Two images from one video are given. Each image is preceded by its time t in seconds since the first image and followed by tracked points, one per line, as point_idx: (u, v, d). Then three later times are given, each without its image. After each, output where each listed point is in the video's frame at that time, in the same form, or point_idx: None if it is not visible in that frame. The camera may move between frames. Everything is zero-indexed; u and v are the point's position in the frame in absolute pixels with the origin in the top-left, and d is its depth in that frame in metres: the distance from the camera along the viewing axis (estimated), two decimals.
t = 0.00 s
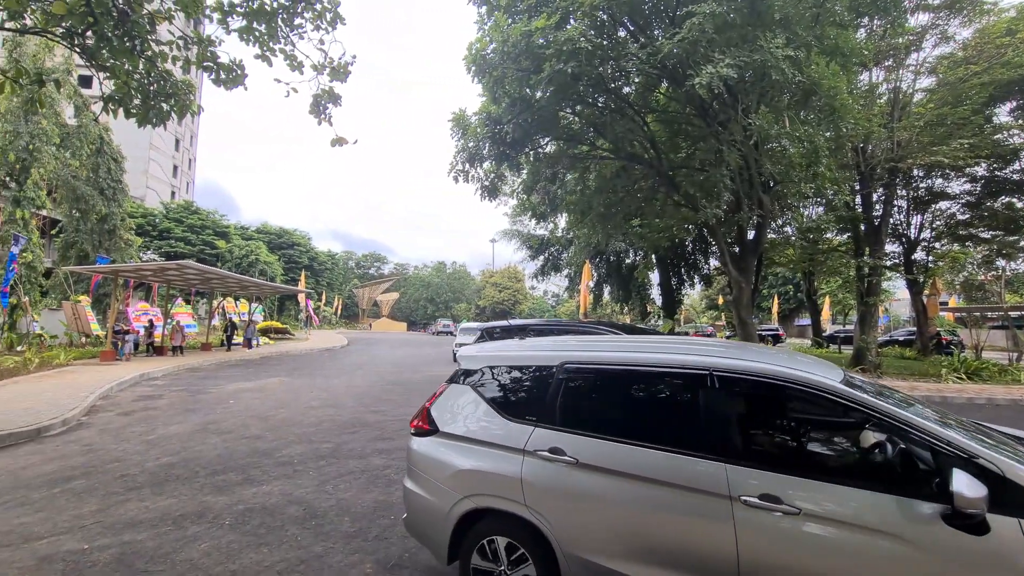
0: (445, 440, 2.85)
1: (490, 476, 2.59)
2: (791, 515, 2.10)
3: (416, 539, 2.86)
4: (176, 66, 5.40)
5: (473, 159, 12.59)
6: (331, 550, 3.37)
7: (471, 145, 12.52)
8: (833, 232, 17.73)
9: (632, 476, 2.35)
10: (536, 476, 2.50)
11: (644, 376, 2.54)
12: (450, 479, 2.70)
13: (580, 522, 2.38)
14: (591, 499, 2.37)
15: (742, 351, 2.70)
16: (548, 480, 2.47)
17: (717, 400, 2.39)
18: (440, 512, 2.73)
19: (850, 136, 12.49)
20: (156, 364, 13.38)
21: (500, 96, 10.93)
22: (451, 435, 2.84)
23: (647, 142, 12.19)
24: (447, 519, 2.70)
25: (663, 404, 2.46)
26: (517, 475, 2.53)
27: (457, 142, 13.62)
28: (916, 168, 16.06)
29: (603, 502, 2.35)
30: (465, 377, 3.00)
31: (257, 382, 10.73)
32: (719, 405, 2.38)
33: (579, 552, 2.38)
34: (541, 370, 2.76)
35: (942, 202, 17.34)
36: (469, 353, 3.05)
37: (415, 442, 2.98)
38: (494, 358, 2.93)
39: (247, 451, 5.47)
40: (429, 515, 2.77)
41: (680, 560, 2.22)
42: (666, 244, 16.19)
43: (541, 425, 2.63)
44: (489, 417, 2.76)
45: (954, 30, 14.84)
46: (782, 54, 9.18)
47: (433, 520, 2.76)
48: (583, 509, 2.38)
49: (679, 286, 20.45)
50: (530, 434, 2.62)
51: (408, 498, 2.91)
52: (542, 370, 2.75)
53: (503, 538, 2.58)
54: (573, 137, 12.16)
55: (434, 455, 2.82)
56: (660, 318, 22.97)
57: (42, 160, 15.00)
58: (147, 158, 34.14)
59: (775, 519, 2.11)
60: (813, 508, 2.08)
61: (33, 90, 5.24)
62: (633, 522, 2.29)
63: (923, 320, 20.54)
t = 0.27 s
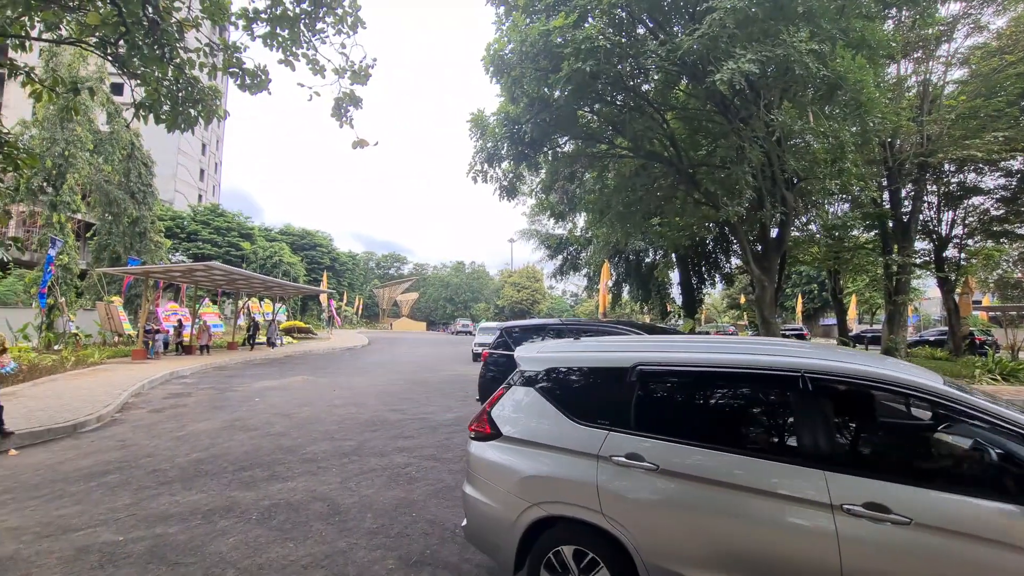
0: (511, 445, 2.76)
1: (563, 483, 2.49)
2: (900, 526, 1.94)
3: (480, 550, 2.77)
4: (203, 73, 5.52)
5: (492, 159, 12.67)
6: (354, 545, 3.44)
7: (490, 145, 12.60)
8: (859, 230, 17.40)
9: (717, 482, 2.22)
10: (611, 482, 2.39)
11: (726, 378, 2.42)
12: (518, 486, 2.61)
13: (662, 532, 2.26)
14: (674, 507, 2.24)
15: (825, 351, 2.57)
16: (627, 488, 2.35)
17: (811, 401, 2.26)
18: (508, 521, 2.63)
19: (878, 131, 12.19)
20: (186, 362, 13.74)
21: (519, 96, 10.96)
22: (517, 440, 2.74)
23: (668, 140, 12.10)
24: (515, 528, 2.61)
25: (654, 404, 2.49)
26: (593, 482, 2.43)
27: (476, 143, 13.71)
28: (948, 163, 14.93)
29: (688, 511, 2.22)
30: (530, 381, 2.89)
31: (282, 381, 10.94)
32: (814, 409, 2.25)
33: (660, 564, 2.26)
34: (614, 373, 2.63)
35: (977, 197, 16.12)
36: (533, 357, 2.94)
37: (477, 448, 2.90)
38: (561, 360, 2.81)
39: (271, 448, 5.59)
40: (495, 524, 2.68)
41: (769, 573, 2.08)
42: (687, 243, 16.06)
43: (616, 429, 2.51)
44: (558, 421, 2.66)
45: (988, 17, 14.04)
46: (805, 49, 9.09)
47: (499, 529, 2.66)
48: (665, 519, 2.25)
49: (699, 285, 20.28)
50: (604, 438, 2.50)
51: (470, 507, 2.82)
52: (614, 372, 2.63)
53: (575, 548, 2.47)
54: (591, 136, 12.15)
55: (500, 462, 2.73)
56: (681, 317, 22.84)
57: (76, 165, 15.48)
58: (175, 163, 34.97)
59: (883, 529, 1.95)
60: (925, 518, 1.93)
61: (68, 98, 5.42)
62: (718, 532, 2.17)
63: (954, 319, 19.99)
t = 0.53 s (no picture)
0: (583, 451, 2.65)
1: (648, 491, 2.38)
2: None
3: (550, 561, 2.66)
4: (230, 78, 5.65)
5: (511, 159, 12.72)
6: (377, 541, 3.50)
7: (509, 145, 12.63)
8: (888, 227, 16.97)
9: (818, 491, 2.13)
10: (699, 490, 2.28)
11: (815, 381, 2.32)
12: (596, 494, 2.51)
13: (761, 544, 2.14)
14: (775, 518, 2.14)
15: (905, 351, 2.49)
16: (720, 497, 2.24)
17: (916, 404, 2.18)
18: (584, 531, 2.52)
19: (908, 125, 11.85)
20: (214, 361, 14.07)
21: (538, 95, 10.96)
22: (590, 445, 2.63)
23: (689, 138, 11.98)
24: (592, 538, 2.51)
25: (684, 407, 2.49)
26: (681, 490, 2.31)
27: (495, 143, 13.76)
28: (981, 156, 14.03)
29: (790, 522, 2.11)
30: (598, 382, 2.75)
31: (306, 379, 11.14)
32: (917, 413, 2.17)
33: None
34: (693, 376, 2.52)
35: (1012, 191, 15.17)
36: (601, 358, 2.80)
37: (546, 454, 2.79)
38: (634, 362, 2.67)
39: (297, 445, 5.71)
40: (570, 534, 2.58)
41: None
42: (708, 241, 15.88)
43: (701, 434, 2.40)
44: (637, 425, 2.54)
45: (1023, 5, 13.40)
46: (832, 42, 8.93)
47: (574, 539, 2.57)
48: (764, 530, 2.14)
49: (721, 284, 20.04)
50: (689, 444, 2.40)
51: (541, 515, 2.72)
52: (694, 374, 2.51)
53: (658, 560, 2.36)
54: (611, 134, 12.10)
55: (572, 468, 2.63)
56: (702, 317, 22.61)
57: (110, 169, 15.97)
58: (202, 166, 35.76)
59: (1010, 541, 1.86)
60: None
61: (103, 105, 5.61)
62: (820, 543, 2.07)
63: (987, 319, 19.35)
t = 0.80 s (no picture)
0: (668, 458, 2.50)
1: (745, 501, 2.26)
2: None
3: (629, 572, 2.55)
4: (256, 83, 5.78)
5: (531, 158, 12.74)
6: (401, 537, 3.56)
7: (529, 144, 12.63)
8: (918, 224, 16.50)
9: (939, 502, 2.00)
10: (803, 500, 2.16)
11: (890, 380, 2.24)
12: (684, 504, 2.39)
13: (875, 558, 2.02)
14: (890, 530, 2.02)
15: (1000, 350, 2.39)
16: (829, 507, 2.11)
17: None
18: (672, 541, 2.41)
19: (941, 119, 11.50)
20: (241, 359, 14.38)
21: (558, 94, 10.94)
22: (677, 452, 2.48)
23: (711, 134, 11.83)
24: (682, 549, 2.39)
25: (772, 412, 2.37)
26: (782, 500, 2.19)
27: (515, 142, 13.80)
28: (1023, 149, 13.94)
29: (908, 534, 1.99)
30: (679, 385, 2.57)
31: (330, 377, 11.32)
32: None
33: None
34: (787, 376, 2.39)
35: None
36: (680, 359, 2.63)
37: (626, 461, 2.62)
38: (718, 363, 2.52)
39: (322, 441, 5.82)
40: (654, 546, 2.46)
41: None
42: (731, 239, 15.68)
43: (800, 442, 2.27)
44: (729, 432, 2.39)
45: None
46: (860, 33, 8.70)
47: (660, 551, 2.44)
48: (879, 542, 2.02)
49: (744, 283, 19.76)
50: (789, 452, 2.27)
51: (621, 526, 2.58)
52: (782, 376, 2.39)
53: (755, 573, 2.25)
54: (631, 132, 12.03)
55: (654, 476, 2.50)
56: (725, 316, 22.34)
57: (141, 173, 16.43)
58: (229, 169, 36.52)
59: None
60: None
61: (136, 111, 5.79)
62: (942, 558, 1.94)
63: None
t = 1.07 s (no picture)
0: (767, 470, 2.32)
1: (863, 516, 2.09)
2: None
3: None
4: (282, 87, 5.90)
5: (551, 157, 12.73)
6: (425, 533, 3.61)
7: (549, 143, 12.64)
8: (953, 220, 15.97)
9: None
10: (931, 513, 1.99)
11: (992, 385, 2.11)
12: (793, 519, 2.22)
13: None
14: None
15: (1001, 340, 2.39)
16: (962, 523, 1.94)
17: None
18: (779, 558, 2.25)
19: (978, 111, 11.10)
20: (268, 357, 14.68)
21: (578, 93, 10.91)
22: (779, 461, 2.31)
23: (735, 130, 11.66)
24: (789, 566, 2.23)
25: (875, 418, 2.22)
26: (908, 516, 2.02)
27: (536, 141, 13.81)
28: None
29: None
30: (776, 390, 2.38)
31: (355, 375, 11.49)
32: None
33: None
34: (897, 376, 2.24)
35: None
36: (770, 360, 2.44)
37: (720, 470, 2.44)
38: (818, 363, 2.35)
39: (347, 438, 5.92)
40: (759, 563, 2.29)
41: None
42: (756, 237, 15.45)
43: (920, 449, 2.12)
44: (838, 440, 2.23)
45: None
46: (890, 24, 8.47)
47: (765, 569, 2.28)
48: None
49: (769, 281, 19.45)
50: (909, 460, 2.11)
51: (716, 540, 2.41)
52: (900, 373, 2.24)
53: None
54: (652, 129, 11.93)
55: (754, 488, 2.33)
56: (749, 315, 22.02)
57: (173, 177, 16.90)
58: (255, 171, 37.23)
59: None
60: None
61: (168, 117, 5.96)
62: None
63: None
